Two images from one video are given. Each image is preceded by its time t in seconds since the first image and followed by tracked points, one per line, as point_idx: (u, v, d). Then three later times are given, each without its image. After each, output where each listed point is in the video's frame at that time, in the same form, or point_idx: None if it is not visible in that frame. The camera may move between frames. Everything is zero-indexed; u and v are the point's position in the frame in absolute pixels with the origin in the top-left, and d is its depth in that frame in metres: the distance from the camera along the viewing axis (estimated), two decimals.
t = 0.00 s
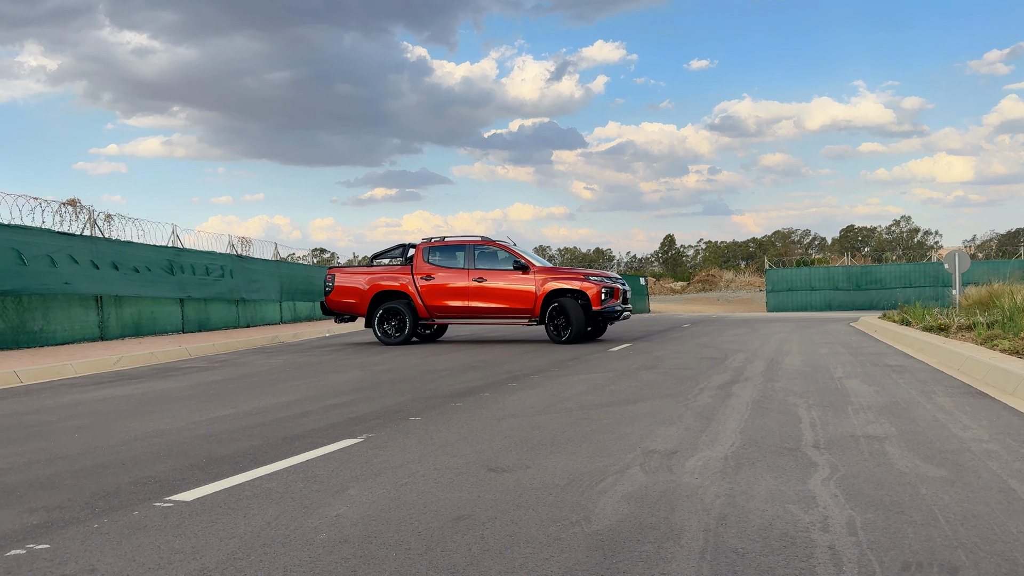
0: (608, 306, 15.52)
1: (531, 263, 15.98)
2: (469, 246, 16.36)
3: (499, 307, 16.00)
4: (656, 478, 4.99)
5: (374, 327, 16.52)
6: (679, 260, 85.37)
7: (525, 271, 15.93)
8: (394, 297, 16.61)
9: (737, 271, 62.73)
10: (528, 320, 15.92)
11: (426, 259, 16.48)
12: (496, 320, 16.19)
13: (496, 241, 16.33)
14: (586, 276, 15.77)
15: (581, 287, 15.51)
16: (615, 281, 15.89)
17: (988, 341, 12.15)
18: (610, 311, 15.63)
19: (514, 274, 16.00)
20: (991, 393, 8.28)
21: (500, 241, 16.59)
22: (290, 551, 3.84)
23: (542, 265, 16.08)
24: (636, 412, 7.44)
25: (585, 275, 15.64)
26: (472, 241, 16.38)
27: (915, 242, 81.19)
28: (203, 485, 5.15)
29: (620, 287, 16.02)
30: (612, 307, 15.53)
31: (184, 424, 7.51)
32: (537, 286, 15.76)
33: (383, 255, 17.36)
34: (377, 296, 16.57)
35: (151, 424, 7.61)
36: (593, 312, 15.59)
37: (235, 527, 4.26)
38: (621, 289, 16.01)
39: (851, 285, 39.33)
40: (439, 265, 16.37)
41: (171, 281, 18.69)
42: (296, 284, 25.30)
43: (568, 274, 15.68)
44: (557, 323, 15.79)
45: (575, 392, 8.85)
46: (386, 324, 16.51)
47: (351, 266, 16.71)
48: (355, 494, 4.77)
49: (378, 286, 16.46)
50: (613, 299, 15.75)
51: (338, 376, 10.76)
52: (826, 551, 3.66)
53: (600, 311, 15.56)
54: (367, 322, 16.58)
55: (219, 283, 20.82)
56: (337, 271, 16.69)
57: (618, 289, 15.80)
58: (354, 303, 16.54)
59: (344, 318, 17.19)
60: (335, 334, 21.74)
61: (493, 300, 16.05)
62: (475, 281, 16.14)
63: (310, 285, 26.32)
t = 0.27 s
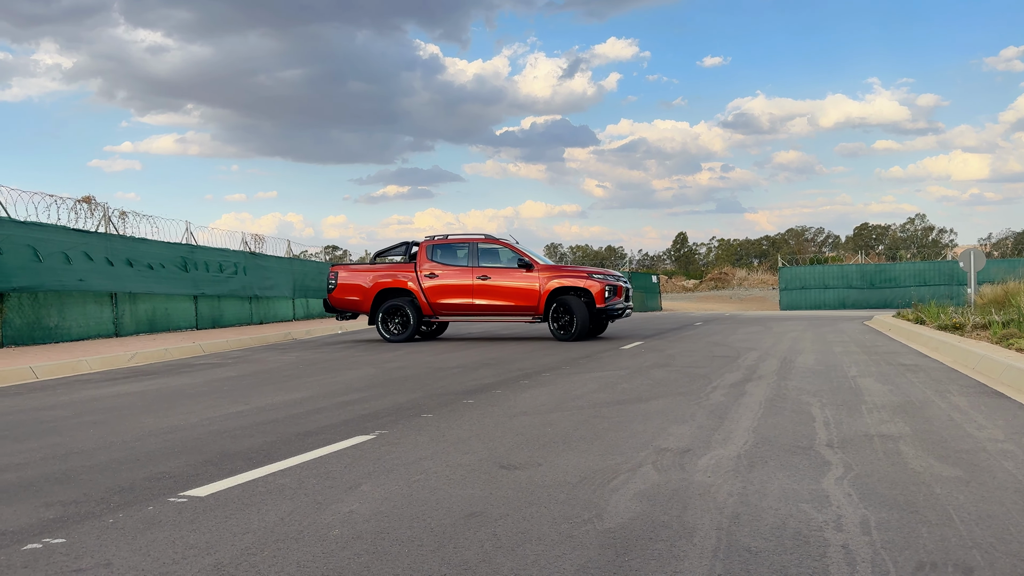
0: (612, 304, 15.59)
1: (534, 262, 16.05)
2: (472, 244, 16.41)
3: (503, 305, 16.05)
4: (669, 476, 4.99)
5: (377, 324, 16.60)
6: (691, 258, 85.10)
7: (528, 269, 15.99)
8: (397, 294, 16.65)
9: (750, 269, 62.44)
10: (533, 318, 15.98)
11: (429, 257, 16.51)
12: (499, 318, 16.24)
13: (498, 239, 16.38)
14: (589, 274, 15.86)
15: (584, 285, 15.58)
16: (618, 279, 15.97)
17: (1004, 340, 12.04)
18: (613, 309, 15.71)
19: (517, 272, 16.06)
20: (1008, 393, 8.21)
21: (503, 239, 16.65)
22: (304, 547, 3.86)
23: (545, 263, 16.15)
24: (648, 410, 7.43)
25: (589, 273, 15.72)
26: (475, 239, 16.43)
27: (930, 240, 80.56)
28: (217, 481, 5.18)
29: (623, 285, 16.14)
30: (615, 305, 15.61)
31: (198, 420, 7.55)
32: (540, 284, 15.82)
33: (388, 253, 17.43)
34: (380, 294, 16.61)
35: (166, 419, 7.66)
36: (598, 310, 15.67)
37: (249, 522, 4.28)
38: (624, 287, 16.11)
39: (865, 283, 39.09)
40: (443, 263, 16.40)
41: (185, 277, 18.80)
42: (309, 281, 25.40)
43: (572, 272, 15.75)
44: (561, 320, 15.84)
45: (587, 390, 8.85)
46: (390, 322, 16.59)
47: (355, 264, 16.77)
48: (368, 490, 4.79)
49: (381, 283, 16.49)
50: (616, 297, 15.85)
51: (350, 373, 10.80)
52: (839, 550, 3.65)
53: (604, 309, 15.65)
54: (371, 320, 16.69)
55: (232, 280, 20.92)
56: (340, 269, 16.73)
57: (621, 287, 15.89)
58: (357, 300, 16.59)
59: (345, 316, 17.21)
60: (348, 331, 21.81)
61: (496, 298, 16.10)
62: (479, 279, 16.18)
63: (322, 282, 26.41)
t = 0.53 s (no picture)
0: (616, 302, 15.69)
1: (539, 259, 16.10)
2: (478, 241, 16.44)
3: (508, 302, 16.11)
4: (681, 474, 4.98)
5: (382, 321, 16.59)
6: (703, 255, 84.85)
7: (534, 267, 16.04)
8: (401, 291, 16.63)
9: (763, 267, 62.18)
10: (538, 315, 16.04)
11: (434, 254, 16.54)
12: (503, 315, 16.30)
13: (504, 236, 16.41)
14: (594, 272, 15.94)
15: (590, 283, 15.65)
16: (622, 277, 16.06)
17: (1019, 339, 11.93)
18: (617, 307, 15.81)
19: (522, 270, 16.11)
20: None
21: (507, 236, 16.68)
22: (316, 541, 3.88)
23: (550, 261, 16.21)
24: (660, 408, 7.42)
25: (594, 271, 15.80)
26: (480, 237, 16.46)
27: (945, 239, 79.99)
28: (230, 475, 5.21)
29: (627, 283, 16.24)
30: (620, 303, 15.71)
31: (211, 415, 7.60)
32: (546, 282, 15.88)
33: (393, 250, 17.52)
34: (384, 291, 16.59)
35: (179, 414, 7.71)
36: (603, 307, 15.77)
37: (262, 517, 4.30)
38: (628, 286, 16.19)
39: (879, 282, 38.86)
40: (448, 260, 16.42)
41: (198, 274, 18.91)
42: (321, 278, 25.49)
43: (577, 270, 15.82)
44: (566, 318, 15.87)
45: (599, 387, 8.84)
46: (394, 318, 16.57)
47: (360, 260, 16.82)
48: (380, 485, 4.80)
49: (386, 280, 16.50)
50: (620, 295, 15.95)
51: (362, 369, 10.83)
52: (853, 549, 3.63)
53: (610, 306, 15.75)
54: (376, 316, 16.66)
55: (245, 276, 21.03)
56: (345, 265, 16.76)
57: (625, 285, 16.00)
58: (362, 297, 16.58)
59: (350, 313, 17.21)
60: (360, 327, 21.88)
61: (501, 295, 16.14)
62: (485, 276, 16.21)
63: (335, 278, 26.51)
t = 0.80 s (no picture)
0: (622, 300, 15.68)
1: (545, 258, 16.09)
2: (484, 239, 16.44)
3: (513, 300, 16.13)
4: (692, 472, 4.97)
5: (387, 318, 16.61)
6: (715, 254, 84.59)
7: (539, 265, 16.03)
8: (406, 288, 16.64)
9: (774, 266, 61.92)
10: (544, 312, 16.05)
11: (440, 252, 16.55)
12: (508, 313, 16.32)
13: (510, 234, 16.40)
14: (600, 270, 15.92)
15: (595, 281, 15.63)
16: (628, 275, 16.03)
17: None
18: (622, 305, 15.80)
19: (527, 268, 16.11)
20: None
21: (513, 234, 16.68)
22: (328, 536, 3.89)
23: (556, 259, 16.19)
24: (671, 406, 7.40)
25: (600, 269, 15.77)
26: (486, 235, 16.47)
27: (958, 239, 79.43)
28: (242, 470, 5.24)
29: (633, 281, 16.21)
30: (625, 301, 15.70)
31: (223, 410, 7.63)
32: (551, 280, 15.88)
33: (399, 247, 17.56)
34: (389, 287, 16.60)
35: (192, 409, 7.75)
36: (608, 305, 15.72)
37: (274, 511, 4.32)
38: (633, 284, 16.17)
39: (891, 281, 38.63)
40: (454, 257, 16.44)
41: (210, 270, 19.00)
42: (332, 274, 25.57)
43: (582, 268, 15.79)
44: (571, 316, 15.86)
45: (609, 385, 8.83)
46: (399, 315, 16.58)
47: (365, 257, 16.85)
48: (391, 481, 4.82)
49: (392, 277, 16.51)
50: (626, 293, 15.93)
51: (373, 366, 10.86)
52: (865, 548, 3.61)
53: (614, 304, 15.70)
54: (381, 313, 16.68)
55: (257, 273, 21.12)
56: (350, 262, 16.77)
57: (631, 284, 15.98)
58: (368, 294, 16.60)
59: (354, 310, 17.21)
60: (371, 324, 21.94)
61: (506, 293, 16.15)
62: (490, 273, 16.22)
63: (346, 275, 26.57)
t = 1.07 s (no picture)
0: (628, 298, 15.68)
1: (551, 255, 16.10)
2: (490, 236, 16.44)
3: (519, 297, 16.14)
4: (702, 471, 4.95)
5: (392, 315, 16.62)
6: (724, 252, 84.35)
7: (545, 262, 16.03)
8: (412, 286, 16.64)
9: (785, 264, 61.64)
10: (550, 310, 16.06)
11: (445, 249, 16.55)
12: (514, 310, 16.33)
13: (516, 232, 16.40)
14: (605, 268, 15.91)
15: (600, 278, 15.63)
16: (633, 273, 16.03)
17: None
18: (628, 303, 15.79)
19: (533, 266, 16.11)
20: None
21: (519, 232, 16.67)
22: (338, 532, 3.90)
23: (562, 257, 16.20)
24: (680, 404, 7.38)
25: (605, 267, 15.77)
26: (492, 232, 16.46)
27: (971, 238, 78.90)
28: (251, 466, 5.25)
29: (639, 279, 16.22)
30: (631, 299, 15.69)
31: (233, 406, 7.66)
32: (557, 277, 15.88)
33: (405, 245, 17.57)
34: (395, 285, 16.61)
35: (202, 405, 7.78)
36: (614, 303, 15.73)
37: (284, 507, 4.33)
38: (638, 282, 16.17)
39: (902, 280, 38.40)
40: (460, 255, 16.44)
41: (220, 267, 19.06)
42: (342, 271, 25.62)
43: (588, 266, 15.79)
44: (577, 314, 15.84)
45: (618, 383, 8.81)
46: (405, 313, 16.59)
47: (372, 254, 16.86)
48: (401, 478, 4.82)
49: (398, 274, 16.52)
50: (631, 291, 15.93)
51: (383, 363, 10.88)
52: (877, 548, 3.59)
53: (620, 302, 15.69)
54: (387, 310, 16.69)
55: (267, 270, 21.18)
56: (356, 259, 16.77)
57: (636, 282, 15.98)
58: (373, 291, 16.60)
59: (360, 307, 17.20)
60: (380, 321, 21.98)
61: (512, 290, 16.15)
62: (496, 271, 16.22)
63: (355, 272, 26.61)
